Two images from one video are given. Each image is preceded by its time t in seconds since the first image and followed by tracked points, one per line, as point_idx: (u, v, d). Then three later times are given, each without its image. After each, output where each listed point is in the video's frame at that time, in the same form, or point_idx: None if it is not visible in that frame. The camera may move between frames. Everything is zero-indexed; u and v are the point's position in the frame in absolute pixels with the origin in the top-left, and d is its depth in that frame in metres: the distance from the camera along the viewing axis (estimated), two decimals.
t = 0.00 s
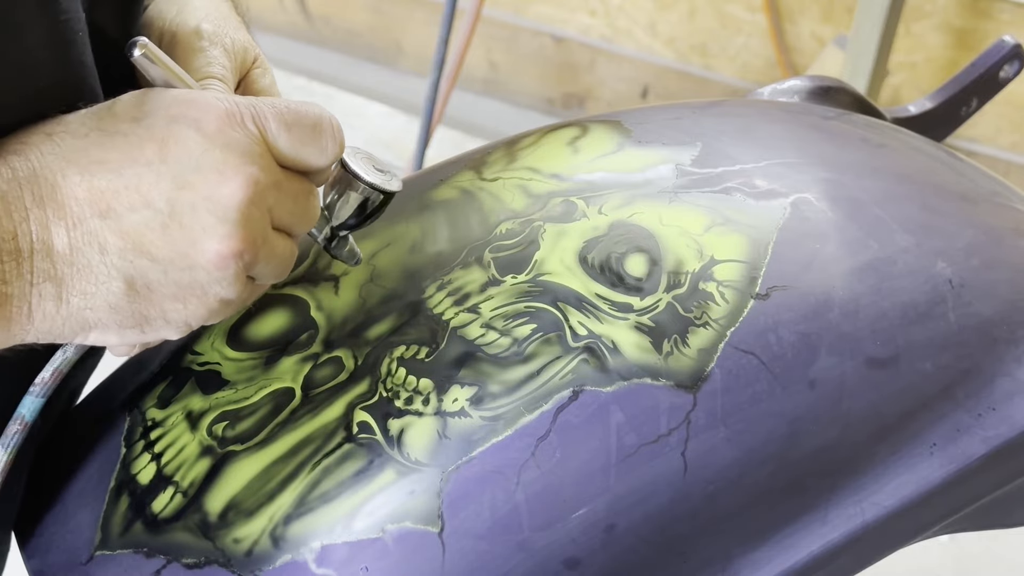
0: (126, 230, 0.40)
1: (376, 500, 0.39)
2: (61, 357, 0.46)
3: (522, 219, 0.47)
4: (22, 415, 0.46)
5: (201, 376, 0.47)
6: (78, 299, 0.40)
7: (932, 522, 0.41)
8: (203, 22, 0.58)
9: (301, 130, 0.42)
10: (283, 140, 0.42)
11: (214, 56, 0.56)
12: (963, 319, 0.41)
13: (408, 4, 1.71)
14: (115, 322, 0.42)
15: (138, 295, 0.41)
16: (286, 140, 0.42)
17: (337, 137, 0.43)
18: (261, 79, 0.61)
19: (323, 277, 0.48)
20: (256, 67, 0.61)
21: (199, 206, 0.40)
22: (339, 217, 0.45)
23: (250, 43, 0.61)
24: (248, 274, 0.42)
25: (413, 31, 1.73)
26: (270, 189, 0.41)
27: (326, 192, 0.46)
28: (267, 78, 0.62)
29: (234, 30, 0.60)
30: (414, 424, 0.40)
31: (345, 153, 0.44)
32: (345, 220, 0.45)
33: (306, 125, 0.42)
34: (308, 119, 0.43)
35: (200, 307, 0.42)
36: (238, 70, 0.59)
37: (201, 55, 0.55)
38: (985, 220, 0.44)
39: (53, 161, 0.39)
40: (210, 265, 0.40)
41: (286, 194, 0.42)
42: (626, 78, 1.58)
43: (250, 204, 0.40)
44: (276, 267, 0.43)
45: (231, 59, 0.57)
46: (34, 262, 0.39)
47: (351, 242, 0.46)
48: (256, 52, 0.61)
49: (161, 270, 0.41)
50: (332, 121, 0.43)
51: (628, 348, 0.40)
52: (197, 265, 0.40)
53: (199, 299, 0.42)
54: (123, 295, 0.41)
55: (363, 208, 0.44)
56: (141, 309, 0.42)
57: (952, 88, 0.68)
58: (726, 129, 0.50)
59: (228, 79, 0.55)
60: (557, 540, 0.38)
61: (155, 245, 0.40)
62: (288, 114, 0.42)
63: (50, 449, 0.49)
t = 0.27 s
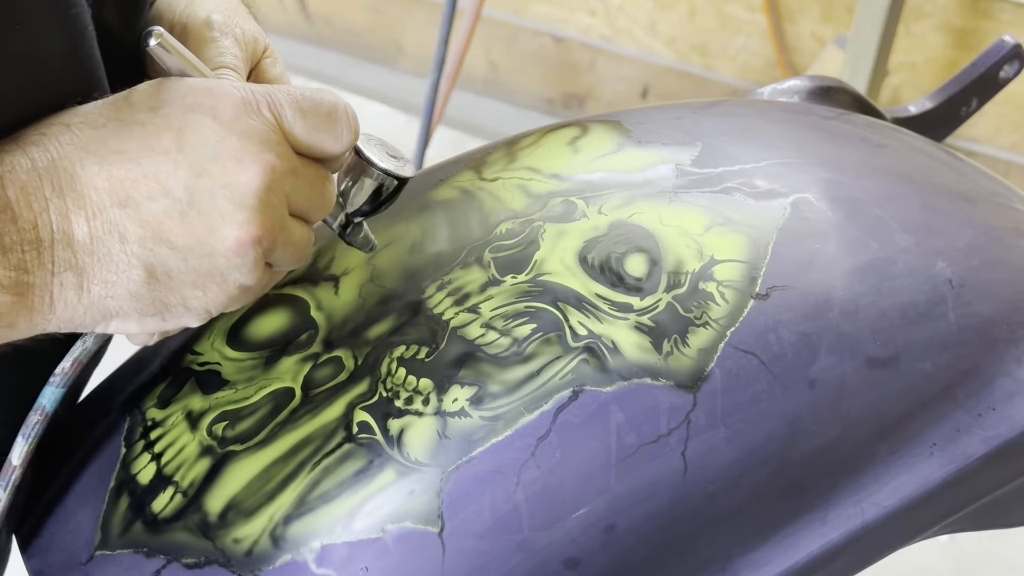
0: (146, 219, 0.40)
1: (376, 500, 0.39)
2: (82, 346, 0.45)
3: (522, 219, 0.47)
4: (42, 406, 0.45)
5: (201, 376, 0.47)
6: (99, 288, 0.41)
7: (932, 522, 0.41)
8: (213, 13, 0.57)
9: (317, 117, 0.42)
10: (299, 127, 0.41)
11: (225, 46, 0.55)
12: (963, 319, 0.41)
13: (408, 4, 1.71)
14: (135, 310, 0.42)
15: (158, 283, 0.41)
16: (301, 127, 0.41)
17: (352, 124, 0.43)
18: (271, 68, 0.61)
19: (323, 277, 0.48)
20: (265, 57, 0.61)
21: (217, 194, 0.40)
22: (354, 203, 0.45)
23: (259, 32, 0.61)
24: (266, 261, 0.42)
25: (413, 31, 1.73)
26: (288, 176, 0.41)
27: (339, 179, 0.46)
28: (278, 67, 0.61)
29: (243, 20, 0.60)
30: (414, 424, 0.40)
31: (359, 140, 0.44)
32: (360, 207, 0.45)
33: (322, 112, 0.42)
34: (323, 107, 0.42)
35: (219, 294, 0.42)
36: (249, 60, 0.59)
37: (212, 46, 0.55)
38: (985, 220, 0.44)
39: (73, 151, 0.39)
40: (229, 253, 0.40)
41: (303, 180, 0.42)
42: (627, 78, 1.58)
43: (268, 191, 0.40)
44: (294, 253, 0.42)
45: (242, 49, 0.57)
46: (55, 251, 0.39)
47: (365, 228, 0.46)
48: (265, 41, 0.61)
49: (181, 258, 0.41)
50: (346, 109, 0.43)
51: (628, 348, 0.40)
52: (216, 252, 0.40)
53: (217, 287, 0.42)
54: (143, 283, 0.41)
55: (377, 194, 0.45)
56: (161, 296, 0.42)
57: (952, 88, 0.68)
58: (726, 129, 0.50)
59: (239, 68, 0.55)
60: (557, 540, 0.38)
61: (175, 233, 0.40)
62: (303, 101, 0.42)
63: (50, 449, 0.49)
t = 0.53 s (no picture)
0: (169, 203, 0.39)
1: (375, 500, 0.39)
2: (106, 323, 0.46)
3: (522, 219, 0.47)
4: (62, 388, 0.45)
5: (201, 376, 0.47)
6: (124, 274, 0.40)
7: (932, 522, 0.41)
8: None
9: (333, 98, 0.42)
10: (316, 109, 0.41)
11: (239, 30, 0.55)
12: (963, 319, 0.41)
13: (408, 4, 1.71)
14: (159, 295, 0.42)
15: (182, 267, 0.41)
16: (318, 109, 0.41)
17: (367, 105, 0.43)
18: (283, 51, 0.60)
19: (323, 277, 0.48)
20: (278, 40, 0.61)
21: (240, 177, 0.39)
22: (367, 182, 0.45)
23: (271, 16, 0.60)
24: (287, 243, 0.42)
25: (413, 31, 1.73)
26: (307, 158, 0.41)
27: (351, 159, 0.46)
28: (290, 51, 0.61)
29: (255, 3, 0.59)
30: (414, 424, 0.40)
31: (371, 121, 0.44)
32: (371, 185, 0.45)
33: (337, 94, 0.42)
34: (339, 89, 0.42)
35: (242, 277, 0.42)
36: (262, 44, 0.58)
37: (225, 30, 0.54)
38: (985, 220, 0.44)
39: (95, 138, 0.39)
40: (253, 235, 0.40)
41: (321, 161, 0.42)
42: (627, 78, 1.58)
43: (289, 172, 0.40)
44: (313, 235, 0.42)
45: (254, 33, 0.57)
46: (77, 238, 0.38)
47: (377, 207, 0.47)
48: (276, 25, 0.61)
49: (205, 243, 0.40)
50: (360, 91, 0.43)
51: (628, 348, 0.40)
52: (240, 235, 0.40)
53: (241, 269, 0.42)
54: (168, 268, 0.41)
55: (389, 173, 0.45)
56: (185, 281, 0.42)
57: (952, 88, 0.68)
58: (726, 130, 0.50)
59: (253, 52, 0.54)
60: (557, 540, 0.38)
61: (198, 217, 0.40)
62: (320, 83, 0.42)
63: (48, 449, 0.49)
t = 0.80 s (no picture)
0: (116, 215, 0.39)
1: (375, 500, 0.39)
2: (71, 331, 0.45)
3: (522, 219, 0.47)
4: (36, 381, 0.45)
5: (201, 376, 0.47)
6: (69, 284, 0.40)
7: (932, 522, 0.41)
8: None
9: (296, 101, 0.40)
10: (279, 114, 0.40)
11: (213, 23, 0.55)
12: (963, 319, 0.41)
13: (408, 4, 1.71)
14: (108, 306, 0.42)
15: (130, 279, 0.41)
16: (281, 114, 0.40)
17: (337, 106, 0.41)
18: (263, 41, 0.61)
19: (323, 277, 0.48)
20: (258, 30, 0.61)
21: (189, 188, 0.38)
22: (351, 178, 0.44)
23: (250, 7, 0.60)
24: (244, 252, 0.41)
25: (414, 30, 1.73)
26: (264, 167, 0.39)
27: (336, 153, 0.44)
28: (269, 40, 0.61)
29: None
30: (414, 424, 0.40)
31: (355, 114, 0.42)
32: (357, 181, 0.44)
33: (300, 96, 0.40)
34: (304, 92, 0.41)
35: (195, 288, 0.41)
36: (239, 35, 0.59)
37: (199, 22, 0.54)
38: (985, 221, 0.44)
39: (41, 145, 0.38)
40: (203, 248, 0.39)
41: (282, 170, 0.41)
42: (627, 78, 1.58)
43: (245, 183, 0.39)
44: (273, 242, 0.42)
45: (230, 25, 0.57)
46: (20, 248, 0.38)
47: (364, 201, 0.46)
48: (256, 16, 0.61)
49: (153, 256, 0.40)
50: (327, 91, 0.41)
51: (628, 348, 0.40)
52: (190, 247, 0.39)
53: (195, 281, 0.41)
54: (116, 279, 0.40)
55: (374, 170, 0.43)
56: (134, 292, 0.41)
57: (952, 88, 0.68)
58: (726, 130, 0.50)
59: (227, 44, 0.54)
60: (557, 540, 0.38)
61: (146, 230, 0.39)
62: (282, 86, 0.40)
63: (50, 451, 0.49)
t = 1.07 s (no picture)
0: None
1: (376, 500, 0.39)
2: None
3: (522, 219, 0.47)
4: None
5: (201, 376, 0.47)
6: None
7: (932, 522, 0.41)
8: None
9: (171, 135, 0.40)
10: (144, 147, 0.40)
11: (125, 25, 0.55)
12: (963, 319, 0.41)
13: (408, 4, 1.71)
14: None
15: None
16: (149, 146, 0.40)
17: (217, 130, 0.41)
18: (183, 45, 0.60)
19: (323, 277, 0.48)
20: (180, 35, 0.61)
21: (38, 229, 0.40)
22: (258, 191, 0.47)
23: (171, 13, 0.61)
24: (109, 283, 0.43)
25: (413, 30, 1.73)
26: (125, 206, 0.41)
27: (243, 164, 0.47)
28: (191, 44, 0.61)
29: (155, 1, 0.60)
30: (413, 424, 0.41)
31: (263, 134, 0.46)
32: (266, 193, 0.47)
33: (172, 129, 0.40)
34: (177, 124, 0.40)
35: (52, 321, 0.45)
36: (154, 40, 0.59)
37: (110, 25, 0.54)
38: (985, 220, 0.44)
39: None
40: (54, 288, 0.41)
41: (149, 201, 0.42)
42: (627, 78, 1.58)
43: (97, 225, 0.40)
44: (142, 269, 0.44)
45: (144, 27, 0.57)
46: None
47: (276, 212, 0.49)
48: (179, 22, 0.61)
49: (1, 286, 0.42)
50: (188, 124, 0.40)
51: (628, 348, 0.41)
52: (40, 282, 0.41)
53: (46, 316, 0.44)
54: None
55: (279, 184, 0.46)
56: None
57: (952, 88, 0.68)
58: (726, 130, 0.50)
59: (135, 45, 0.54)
60: (557, 540, 0.38)
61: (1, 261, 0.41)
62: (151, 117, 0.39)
63: (50, 452, 0.49)
